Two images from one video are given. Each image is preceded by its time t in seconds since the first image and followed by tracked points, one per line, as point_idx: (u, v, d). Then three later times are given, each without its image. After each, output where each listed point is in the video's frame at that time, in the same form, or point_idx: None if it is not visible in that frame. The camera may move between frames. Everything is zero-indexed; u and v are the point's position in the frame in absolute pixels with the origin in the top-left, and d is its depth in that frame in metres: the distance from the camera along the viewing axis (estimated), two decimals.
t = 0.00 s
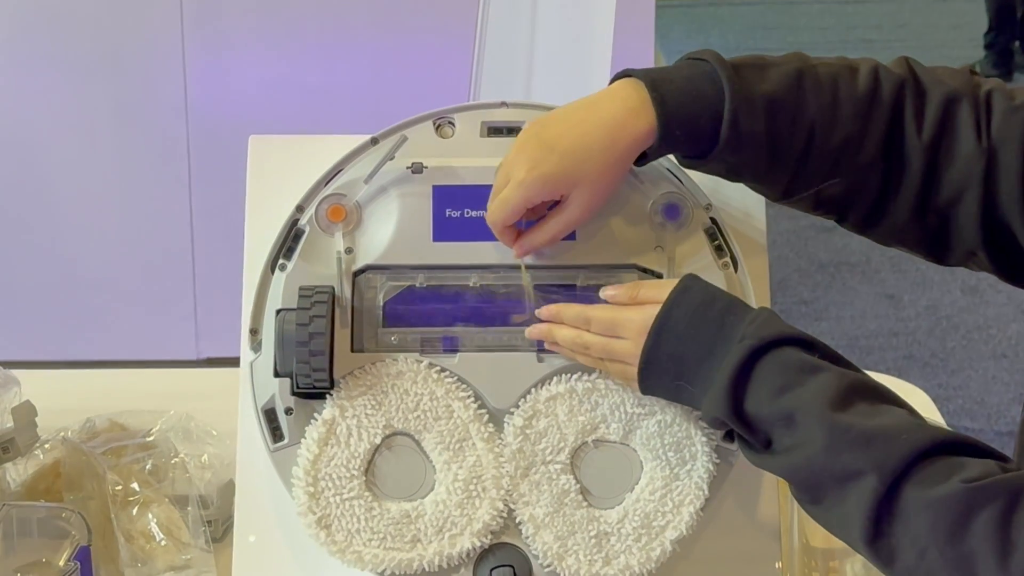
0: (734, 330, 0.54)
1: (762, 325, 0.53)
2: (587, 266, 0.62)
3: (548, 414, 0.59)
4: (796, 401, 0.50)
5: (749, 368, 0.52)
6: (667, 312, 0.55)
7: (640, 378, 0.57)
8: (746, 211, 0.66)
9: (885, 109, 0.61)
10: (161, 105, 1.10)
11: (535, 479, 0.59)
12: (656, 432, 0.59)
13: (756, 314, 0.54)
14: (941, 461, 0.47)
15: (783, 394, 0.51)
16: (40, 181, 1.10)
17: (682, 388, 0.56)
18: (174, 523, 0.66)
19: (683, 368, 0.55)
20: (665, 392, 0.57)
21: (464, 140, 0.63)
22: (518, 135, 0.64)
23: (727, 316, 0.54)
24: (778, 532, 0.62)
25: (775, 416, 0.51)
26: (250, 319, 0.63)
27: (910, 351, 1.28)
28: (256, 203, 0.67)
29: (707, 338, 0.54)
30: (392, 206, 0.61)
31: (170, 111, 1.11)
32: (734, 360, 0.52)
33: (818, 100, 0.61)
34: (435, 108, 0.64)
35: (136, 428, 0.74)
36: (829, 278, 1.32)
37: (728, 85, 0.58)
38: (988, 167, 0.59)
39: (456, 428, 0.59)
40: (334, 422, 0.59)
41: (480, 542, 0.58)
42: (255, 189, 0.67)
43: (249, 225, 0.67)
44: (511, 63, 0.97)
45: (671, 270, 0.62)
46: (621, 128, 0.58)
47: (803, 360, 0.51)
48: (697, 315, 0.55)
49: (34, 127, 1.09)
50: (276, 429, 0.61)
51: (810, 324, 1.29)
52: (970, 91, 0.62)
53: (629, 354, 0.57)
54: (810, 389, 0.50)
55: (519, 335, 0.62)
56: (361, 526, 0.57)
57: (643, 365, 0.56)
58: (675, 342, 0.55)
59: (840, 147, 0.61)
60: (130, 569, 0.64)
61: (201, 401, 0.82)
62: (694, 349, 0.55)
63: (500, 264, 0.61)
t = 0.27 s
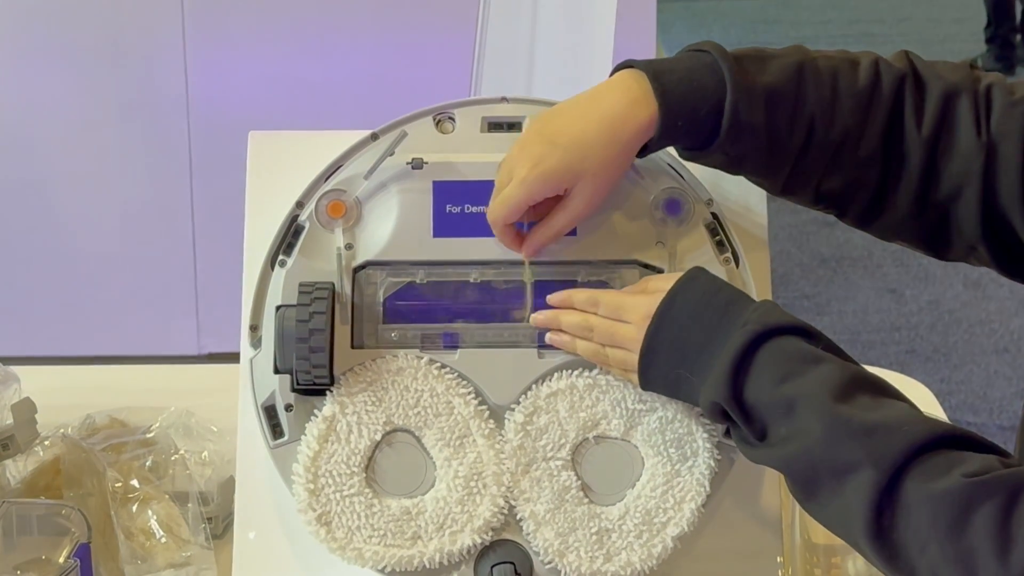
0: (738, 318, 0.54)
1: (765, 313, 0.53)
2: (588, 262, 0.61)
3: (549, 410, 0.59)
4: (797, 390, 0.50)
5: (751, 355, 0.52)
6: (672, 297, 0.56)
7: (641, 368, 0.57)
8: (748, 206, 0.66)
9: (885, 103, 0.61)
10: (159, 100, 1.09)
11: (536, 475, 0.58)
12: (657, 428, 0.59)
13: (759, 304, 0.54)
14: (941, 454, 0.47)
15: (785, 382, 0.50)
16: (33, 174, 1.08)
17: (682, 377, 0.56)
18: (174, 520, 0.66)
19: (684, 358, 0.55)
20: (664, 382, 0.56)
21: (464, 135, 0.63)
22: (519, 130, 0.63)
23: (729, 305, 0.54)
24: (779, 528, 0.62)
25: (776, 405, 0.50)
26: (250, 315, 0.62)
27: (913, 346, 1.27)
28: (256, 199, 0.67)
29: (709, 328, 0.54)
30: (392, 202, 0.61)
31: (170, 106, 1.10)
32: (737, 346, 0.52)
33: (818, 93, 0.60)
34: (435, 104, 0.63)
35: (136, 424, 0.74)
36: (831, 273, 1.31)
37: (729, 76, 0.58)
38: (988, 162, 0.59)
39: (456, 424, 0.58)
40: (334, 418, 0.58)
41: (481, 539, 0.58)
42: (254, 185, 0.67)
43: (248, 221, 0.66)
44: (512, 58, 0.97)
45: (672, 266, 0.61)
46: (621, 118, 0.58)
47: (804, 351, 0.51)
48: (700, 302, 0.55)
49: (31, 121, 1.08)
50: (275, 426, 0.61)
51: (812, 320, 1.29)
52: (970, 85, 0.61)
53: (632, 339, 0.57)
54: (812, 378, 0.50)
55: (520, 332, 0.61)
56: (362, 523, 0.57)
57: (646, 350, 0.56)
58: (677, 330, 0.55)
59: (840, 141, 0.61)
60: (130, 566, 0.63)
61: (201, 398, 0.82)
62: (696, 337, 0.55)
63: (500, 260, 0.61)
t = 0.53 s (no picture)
0: (742, 315, 0.54)
1: (769, 310, 0.53)
2: (590, 259, 0.61)
3: (551, 407, 0.59)
4: (802, 386, 0.49)
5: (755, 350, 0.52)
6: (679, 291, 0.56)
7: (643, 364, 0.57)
8: (750, 203, 0.65)
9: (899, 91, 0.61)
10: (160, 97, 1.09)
11: (538, 472, 0.58)
12: (659, 425, 0.58)
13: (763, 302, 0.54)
14: (946, 452, 0.46)
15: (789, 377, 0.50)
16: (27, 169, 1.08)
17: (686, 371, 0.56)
18: (176, 517, 0.66)
19: (688, 355, 0.55)
20: (667, 379, 0.56)
21: (466, 132, 0.63)
22: (520, 127, 0.63)
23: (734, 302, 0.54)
24: (783, 524, 0.62)
25: (780, 402, 0.50)
26: (251, 312, 0.62)
27: (914, 342, 1.27)
28: (257, 196, 0.67)
29: (714, 325, 0.54)
30: (394, 198, 0.61)
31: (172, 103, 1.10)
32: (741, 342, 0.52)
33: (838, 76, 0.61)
34: (437, 100, 0.63)
35: (137, 421, 0.74)
36: (832, 270, 1.31)
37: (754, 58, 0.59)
38: (992, 152, 0.59)
39: (459, 421, 0.58)
40: (336, 415, 0.58)
41: (483, 536, 0.57)
42: (255, 182, 0.67)
43: (249, 218, 0.66)
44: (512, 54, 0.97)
45: (673, 262, 0.61)
46: (657, 95, 0.58)
47: (809, 347, 0.51)
48: (706, 298, 0.55)
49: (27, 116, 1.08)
50: (277, 423, 0.61)
51: (814, 317, 1.28)
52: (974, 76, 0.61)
53: (635, 337, 0.57)
54: (817, 375, 0.50)
55: (522, 328, 0.61)
56: (364, 520, 0.57)
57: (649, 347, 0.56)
58: (680, 325, 0.55)
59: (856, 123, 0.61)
60: (131, 564, 0.63)
61: (201, 396, 0.81)
62: (699, 333, 0.55)
63: (502, 256, 0.61)
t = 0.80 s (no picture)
0: (739, 315, 0.53)
1: (767, 310, 0.52)
2: (589, 258, 0.61)
3: (551, 406, 0.59)
4: (801, 386, 0.49)
5: (753, 350, 0.52)
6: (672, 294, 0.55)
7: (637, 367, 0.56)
8: (749, 202, 0.65)
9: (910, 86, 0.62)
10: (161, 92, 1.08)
11: (538, 471, 0.58)
12: (659, 424, 0.58)
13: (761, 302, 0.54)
14: (945, 450, 0.46)
15: (789, 378, 0.50)
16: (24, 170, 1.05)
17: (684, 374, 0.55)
18: (176, 516, 0.66)
19: (685, 356, 0.54)
20: (662, 381, 0.56)
21: (465, 130, 0.63)
22: (519, 125, 0.63)
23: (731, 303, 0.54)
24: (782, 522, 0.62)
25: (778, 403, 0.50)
26: (251, 311, 0.62)
27: (915, 340, 1.27)
28: (256, 194, 0.67)
29: (711, 326, 0.54)
30: (393, 197, 0.61)
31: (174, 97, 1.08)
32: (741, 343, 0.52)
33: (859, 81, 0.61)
34: (436, 99, 0.63)
35: (137, 420, 0.74)
36: (833, 268, 1.31)
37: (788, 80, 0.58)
38: (993, 146, 0.60)
39: (458, 420, 0.58)
40: (336, 414, 0.58)
41: (482, 535, 0.57)
42: (255, 180, 0.67)
43: (249, 217, 0.66)
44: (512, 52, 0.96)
45: (672, 262, 0.61)
46: (703, 118, 0.57)
47: (806, 347, 0.51)
48: (704, 298, 0.54)
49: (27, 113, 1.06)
50: (277, 421, 0.61)
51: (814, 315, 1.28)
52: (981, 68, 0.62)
53: (628, 341, 0.56)
54: (817, 374, 0.50)
55: (521, 327, 0.61)
56: (364, 519, 0.57)
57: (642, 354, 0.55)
58: (676, 327, 0.54)
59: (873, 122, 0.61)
60: (130, 563, 0.63)
61: (201, 394, 0.81)
62: (696, 334, 0.54)
63: (502, 255, 0.61)
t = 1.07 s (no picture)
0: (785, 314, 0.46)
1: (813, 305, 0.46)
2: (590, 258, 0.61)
3: (552, 406, 0.59)
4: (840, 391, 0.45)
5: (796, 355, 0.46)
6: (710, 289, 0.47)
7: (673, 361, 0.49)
8: (750, 202, 0.65)
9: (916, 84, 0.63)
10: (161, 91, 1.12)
11: (539, 471, 0.58)
12: (660, 424, 0.59)
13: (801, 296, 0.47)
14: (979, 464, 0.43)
15: (826, 381, 0.45)
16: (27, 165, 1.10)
17: (717, 373, 0.48)
18: (177, 516, 0.66)
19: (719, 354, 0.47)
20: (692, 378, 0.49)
21: (466, 132, 0.63)
22: (520, 127, 0.63)
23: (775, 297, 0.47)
24: (782, 522, 0.62)
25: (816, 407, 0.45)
26: (252, 312, 0.62)
27: (915, 340, 1.27)
28: (259, 195, 0.67)
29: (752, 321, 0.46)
30: (395, 198, 0.61)
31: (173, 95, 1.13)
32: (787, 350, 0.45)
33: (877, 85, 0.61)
34: (437, 100, 0.63)
35: (138, 421, 0.74)
36: (833, 268, 1.31)
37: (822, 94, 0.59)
38: (986, 140, 0.60)
39: (460, 421, 0.58)
40: (337, 414, 0.58)
41: (484, 535, 0.58)
42: (257, 182, 0.67)
43: (251, 217, 0.66)
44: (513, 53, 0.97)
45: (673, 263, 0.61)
46: (751, 137, 0.58)
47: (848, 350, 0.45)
48: (746, 297, 0.46)
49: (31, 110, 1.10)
50: (278, 422, 0.61)
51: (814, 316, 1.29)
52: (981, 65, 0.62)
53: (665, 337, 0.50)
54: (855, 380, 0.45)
55: (523, 328, 0.61)
56: (365, 519, 0.57)
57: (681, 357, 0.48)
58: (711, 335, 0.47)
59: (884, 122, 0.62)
60: (132, 563, 0.63)
61: (203, 395, 0.82)
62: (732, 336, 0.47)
63: (504, 256, 0.61)
